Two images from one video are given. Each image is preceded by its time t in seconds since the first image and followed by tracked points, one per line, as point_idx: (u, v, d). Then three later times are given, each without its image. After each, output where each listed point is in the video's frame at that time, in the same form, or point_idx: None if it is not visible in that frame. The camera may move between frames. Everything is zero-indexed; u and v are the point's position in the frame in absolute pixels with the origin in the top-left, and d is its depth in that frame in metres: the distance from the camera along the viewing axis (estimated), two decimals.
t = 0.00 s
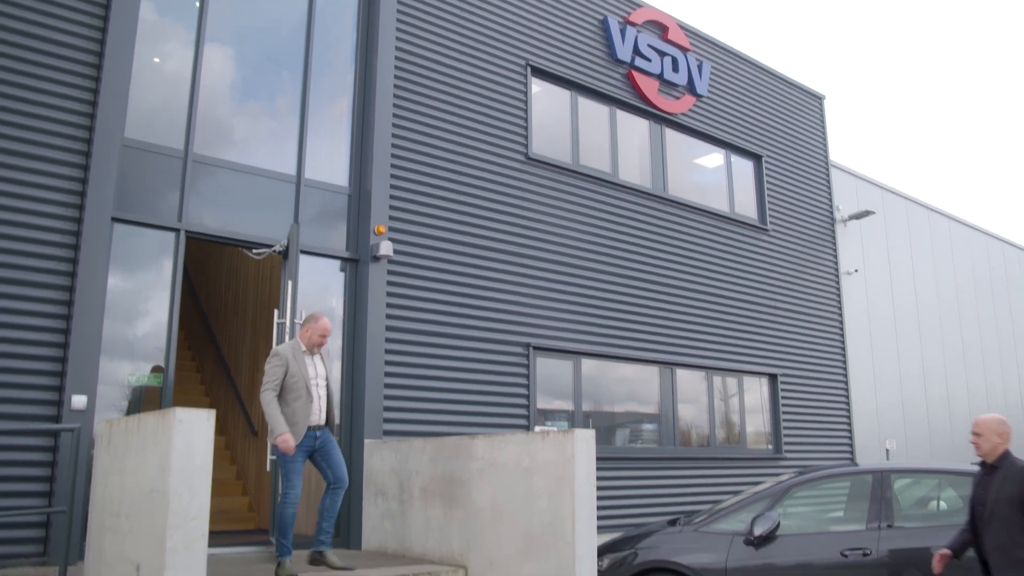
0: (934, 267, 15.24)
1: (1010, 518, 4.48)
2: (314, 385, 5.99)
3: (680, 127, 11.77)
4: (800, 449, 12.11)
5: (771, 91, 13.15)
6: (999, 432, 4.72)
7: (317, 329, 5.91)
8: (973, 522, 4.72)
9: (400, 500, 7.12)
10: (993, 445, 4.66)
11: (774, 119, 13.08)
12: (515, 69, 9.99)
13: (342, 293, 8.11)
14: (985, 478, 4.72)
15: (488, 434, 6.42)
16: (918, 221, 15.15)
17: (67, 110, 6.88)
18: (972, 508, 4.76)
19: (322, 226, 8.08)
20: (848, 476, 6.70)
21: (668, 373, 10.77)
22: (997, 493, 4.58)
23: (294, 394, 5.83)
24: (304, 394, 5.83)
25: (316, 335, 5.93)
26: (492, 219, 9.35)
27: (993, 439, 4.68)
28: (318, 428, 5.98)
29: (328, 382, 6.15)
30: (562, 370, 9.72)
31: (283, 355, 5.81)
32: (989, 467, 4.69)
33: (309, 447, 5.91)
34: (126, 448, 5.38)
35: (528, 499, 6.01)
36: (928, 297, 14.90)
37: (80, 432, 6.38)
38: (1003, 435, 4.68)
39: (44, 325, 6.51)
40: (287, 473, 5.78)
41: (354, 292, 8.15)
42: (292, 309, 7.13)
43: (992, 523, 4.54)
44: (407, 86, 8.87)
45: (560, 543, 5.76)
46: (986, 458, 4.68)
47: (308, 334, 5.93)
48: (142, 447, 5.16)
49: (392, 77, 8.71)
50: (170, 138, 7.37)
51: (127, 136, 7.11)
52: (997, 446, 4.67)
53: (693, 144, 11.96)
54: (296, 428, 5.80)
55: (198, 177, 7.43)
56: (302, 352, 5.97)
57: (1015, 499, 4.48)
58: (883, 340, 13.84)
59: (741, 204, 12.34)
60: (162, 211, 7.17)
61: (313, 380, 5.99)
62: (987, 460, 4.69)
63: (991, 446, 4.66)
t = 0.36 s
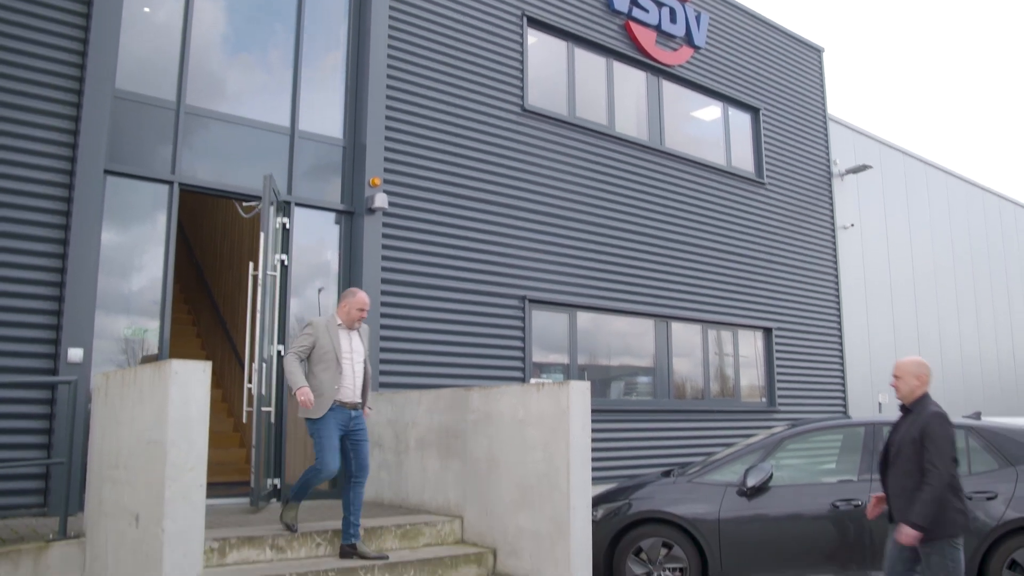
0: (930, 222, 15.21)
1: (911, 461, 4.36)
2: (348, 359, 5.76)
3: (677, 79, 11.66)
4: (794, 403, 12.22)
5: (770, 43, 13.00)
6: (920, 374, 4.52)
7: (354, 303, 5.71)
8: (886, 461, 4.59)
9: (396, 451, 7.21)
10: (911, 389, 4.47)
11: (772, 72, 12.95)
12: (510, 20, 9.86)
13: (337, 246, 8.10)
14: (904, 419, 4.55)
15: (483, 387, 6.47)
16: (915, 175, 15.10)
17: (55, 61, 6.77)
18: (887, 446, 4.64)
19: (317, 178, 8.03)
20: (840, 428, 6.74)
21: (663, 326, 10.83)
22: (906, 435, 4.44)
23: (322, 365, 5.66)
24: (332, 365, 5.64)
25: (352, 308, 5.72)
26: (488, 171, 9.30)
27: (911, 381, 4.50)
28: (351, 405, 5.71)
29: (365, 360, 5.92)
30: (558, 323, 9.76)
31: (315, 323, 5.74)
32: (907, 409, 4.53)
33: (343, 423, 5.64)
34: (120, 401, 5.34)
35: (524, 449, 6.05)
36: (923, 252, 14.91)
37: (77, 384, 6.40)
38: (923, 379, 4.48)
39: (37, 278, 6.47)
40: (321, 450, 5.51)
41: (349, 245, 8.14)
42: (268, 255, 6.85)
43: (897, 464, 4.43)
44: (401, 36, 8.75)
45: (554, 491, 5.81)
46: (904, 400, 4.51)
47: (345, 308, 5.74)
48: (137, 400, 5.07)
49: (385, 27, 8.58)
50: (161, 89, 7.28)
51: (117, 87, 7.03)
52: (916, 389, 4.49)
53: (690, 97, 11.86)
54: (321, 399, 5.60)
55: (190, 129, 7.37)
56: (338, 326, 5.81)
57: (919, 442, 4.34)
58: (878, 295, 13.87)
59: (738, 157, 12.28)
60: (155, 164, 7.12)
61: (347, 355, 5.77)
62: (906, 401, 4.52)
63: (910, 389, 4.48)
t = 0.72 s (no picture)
0: (924, 185, 15.19)
1: (809, 420, 4.69)
2: (378, 330, 5.62)
3: (672, 39, 11.55)
4: (784, 365, 12.31)
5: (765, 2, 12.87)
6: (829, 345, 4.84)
7: (392, 276, 5.58)
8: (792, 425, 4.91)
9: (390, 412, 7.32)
10: (815, 357, 4.80)
11: (767, 31, 12.84)
12: None
13: (329, 206, 8.06)
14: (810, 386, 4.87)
15: (475, 346, 6.52)
16: (908, 137, 15.05)
17: (39, 16, 6.67)
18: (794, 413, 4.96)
19: (308, 138, 7.97)
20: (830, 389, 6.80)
21: (656, 286, 10.86)
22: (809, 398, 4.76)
23: (353, 335, 5.52)
24: (362, 335, 5.50)
25: (388, 279, 5.59)
26: (480, 131, 9.25)
27: (816, 350, 4.81)
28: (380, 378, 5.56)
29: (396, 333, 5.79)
30: (551, 283, 9.77)
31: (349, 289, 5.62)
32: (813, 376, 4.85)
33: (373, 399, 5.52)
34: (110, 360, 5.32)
35: (516, 408, 6.10)
36: (916, 214, 14.91)
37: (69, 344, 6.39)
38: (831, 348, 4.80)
39: (26, 238, 6.43)
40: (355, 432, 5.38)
41: (341, 205, 8.10)
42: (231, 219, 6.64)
43: (799, 424, 4.75)
44: None
45: (545, 449, 5.85)
46: (809, 366, 4.84)
47: (381, 277, 5.61)
48: (131, 359, 4.93)
49: None
50: (149, 47, 7.18)
51: (104, 45, 6.94)
52: (822, 358, 4.82)
53: (684, 56, 11.76)
54: (348, 369, 5.44)
55: (179, 88, 7.28)
56: (372, 297, 5.65)
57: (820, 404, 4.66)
58: (870, 257, 13.89)
59: (732, 118, 12.22)
60: (144, 123, 7.04)
61: (378, 326, 5.64)
62: (811, 368, 4.85)
63: (814, 357, 4.81)
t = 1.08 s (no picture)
0: (920, 147, 15.12)
1: (729, 379, 4.71)
2: (415, 310, 5.54)
3: None
4: (779, 327, 12.36)
5: None
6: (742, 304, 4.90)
7: (416, 243, 5.50)
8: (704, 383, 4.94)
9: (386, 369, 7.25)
10: (731, 314, 4.86)
11: None
12: None
13: (323, 165, 8.01)
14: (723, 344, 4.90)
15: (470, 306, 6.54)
16: (906, 98, 14.95)
17: None
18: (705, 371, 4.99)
19: (301, 97, 7.89)
20: (825, 350, 6.82)
21: (651, 246, 10.89)
22: (727, 357, 4.79)
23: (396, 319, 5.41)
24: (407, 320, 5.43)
25: (411, 250, 5.47)
26: (475, 91, 9.17)
27: (731, 308, 4.87)
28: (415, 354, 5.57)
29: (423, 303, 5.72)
30: (545, 244, 9.80)
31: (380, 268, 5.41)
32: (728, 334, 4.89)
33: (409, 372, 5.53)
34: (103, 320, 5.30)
35: (512, 367, 6.11)
36: (912, 176, 14.86)
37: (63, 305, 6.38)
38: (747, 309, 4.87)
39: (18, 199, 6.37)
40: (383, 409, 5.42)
41: (335, 164, 8.06)
42: (201, 181, 6.53)
43: (718, 384, 4.77)
44: None
45: (540, 408, 5.88)
46: (724, 325, 4.88)
47: (404, 248, 5.50)
48: (126, 319, 4.87)
49: None
50: (138, 4, 7.08)
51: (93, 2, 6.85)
52: (737, 316, 4.85)
53: (681, 15, 11.63)
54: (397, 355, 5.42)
55: (170, 47, 7.19)
56: (402, 272, 5.51)
57: (739, 363, 4.70)
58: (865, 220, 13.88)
59: (729, 78, 12.13)
60: (135, 82, 6.97)
61: (414, 304, 5.55)
62: (727, 326, 4.88)
63: (730, 315, 4.87)
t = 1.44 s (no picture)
0: (916, 121, 15.08)
1: (656, 349, 4.89)
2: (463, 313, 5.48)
3: None
4: (773, 301, 12.39)
5: None
6: (669, 273, 5.06)
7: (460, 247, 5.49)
8: (632, 348, 5.14)
9: (380, 343, 7.24)
10: (656, 282, 5.02)
11: None
12: None
13: (316, 138, 8.00)
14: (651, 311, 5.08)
15: (466, 279, 6.50)
16: (902, 72, 14.88)
17: None
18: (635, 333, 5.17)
19: (294, 69, 7.84)
20: (819, 324, 6.85)
21: (646, 219, 10.89)
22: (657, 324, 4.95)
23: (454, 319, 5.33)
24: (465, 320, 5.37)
25: (462, 252, 5.42)
26: (469, 63, 9.10)
27: (657, 275, 5.03)
28: (464, 364, 5.40)
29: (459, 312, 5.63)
30: (540, 217, 9.78)
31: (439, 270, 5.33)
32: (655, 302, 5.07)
33: (458, 382, 5.34)
34: (97, 293, 5.29)
35: (507, 340, 6.11)
36: (907, 151, 14.83)
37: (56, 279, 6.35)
38: (673, 279, 5.02)
39: (9, 172, 6.28)
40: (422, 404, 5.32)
41: (328, 136, 8.04)
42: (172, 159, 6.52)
43: (647, 351, 4.94)
44: None
45: (535, 381, 5.89)
46: (650, 292, 5.04)
47: (449, 254, 5.44)
48: (119, 291, 4.88)
49: None
50: None
51: None
52: (663, 285, 5.01)
53: None
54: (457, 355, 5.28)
55: (161, 18, 7.12)
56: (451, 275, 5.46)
57: (667, 332, 4.87)
58: (860, 194, 13.86)
59: (724, 52, 12.06)
60: (126, 54, 6.91)
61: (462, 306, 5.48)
62: (654, 294, 5.04)
63: (655, 282, 5.03)
